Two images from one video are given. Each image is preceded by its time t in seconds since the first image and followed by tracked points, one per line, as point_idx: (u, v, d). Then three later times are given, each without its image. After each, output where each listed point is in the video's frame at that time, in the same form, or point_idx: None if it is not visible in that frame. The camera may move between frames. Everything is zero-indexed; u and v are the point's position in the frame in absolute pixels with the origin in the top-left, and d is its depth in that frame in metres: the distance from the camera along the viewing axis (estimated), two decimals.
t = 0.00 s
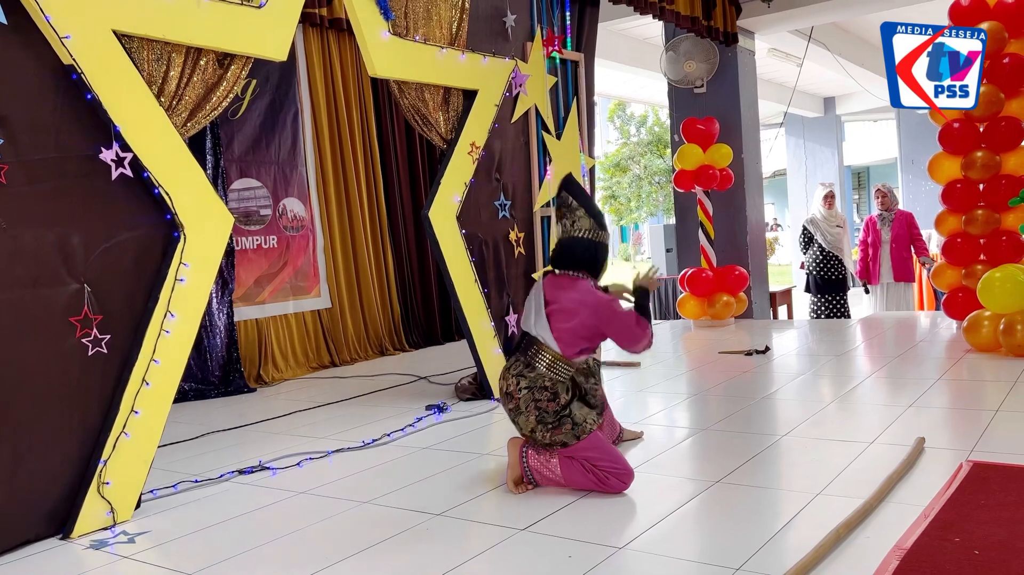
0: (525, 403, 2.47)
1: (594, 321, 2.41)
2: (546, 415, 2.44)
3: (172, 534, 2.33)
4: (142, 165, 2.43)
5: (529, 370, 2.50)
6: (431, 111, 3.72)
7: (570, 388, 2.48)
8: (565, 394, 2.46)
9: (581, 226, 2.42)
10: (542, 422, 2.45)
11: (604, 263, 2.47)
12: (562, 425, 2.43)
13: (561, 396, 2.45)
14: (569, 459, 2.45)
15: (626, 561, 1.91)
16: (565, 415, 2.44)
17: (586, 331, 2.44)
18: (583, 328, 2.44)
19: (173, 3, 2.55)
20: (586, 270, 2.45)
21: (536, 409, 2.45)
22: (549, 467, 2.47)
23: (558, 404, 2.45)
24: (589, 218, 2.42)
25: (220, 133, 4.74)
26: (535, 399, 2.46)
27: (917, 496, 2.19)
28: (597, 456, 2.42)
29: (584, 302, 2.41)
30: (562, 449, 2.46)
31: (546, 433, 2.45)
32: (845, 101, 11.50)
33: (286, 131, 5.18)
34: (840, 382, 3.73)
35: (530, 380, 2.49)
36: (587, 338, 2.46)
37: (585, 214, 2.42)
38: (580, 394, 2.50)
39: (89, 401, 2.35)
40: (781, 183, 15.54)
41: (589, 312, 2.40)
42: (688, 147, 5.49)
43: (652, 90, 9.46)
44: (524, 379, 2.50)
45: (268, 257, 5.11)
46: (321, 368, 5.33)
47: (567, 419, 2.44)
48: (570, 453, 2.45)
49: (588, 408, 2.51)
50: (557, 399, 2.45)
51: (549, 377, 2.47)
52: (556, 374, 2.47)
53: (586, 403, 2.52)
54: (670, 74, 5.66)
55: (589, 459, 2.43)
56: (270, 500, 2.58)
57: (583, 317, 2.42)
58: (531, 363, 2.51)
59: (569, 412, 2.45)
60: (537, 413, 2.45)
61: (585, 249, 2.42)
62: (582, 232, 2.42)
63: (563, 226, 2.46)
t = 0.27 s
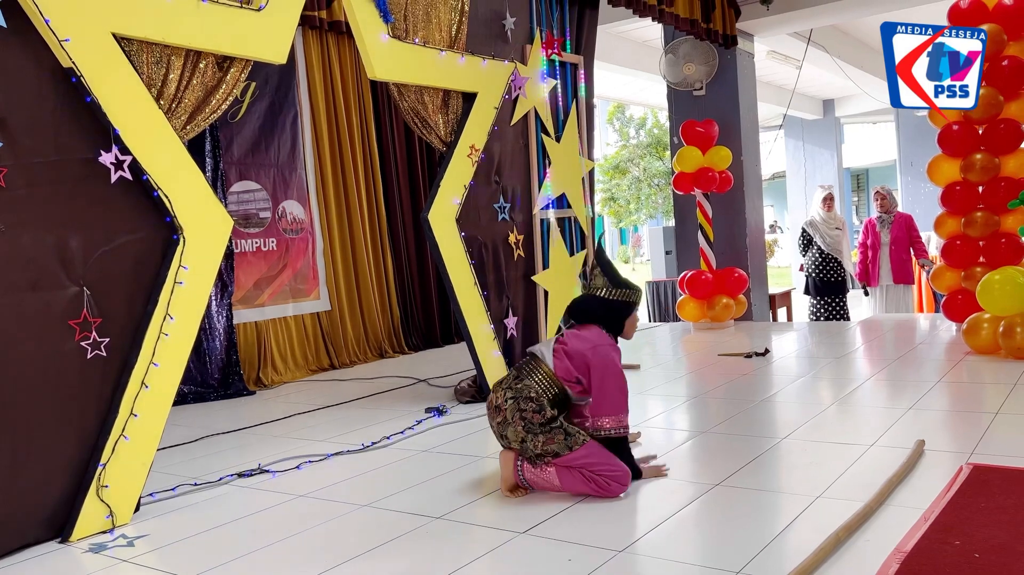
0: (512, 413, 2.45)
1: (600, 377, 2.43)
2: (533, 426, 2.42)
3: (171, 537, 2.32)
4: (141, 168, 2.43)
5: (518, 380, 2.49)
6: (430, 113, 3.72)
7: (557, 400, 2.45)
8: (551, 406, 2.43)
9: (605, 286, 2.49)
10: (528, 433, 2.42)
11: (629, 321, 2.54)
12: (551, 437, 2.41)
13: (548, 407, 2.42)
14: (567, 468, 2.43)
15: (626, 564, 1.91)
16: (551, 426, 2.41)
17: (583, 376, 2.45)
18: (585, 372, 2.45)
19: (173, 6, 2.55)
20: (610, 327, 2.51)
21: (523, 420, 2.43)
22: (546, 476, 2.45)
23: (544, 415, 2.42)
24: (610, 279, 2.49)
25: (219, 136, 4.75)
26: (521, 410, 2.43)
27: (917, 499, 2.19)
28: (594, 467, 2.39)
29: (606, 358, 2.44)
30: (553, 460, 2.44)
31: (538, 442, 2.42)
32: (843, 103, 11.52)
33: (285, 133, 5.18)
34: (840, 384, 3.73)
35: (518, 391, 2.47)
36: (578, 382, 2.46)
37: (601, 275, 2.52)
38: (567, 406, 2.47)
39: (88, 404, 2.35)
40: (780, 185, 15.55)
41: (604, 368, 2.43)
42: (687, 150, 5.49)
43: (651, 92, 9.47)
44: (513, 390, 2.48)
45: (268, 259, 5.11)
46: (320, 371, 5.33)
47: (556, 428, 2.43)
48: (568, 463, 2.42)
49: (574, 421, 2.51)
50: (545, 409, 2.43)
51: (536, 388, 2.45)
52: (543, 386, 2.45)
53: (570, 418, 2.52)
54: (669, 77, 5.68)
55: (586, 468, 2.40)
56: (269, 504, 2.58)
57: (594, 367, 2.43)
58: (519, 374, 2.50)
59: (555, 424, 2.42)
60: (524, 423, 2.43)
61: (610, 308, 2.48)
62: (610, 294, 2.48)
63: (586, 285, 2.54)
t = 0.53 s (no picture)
0: (513, 408, 2.49)
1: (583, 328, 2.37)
2: (535, 420, 2.44)
3: (170, 540, 2.32)
4: (141, 171, 2.43)
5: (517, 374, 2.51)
6: (430, 116, 3.72)
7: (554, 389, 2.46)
8: (549, 395, 2.44)
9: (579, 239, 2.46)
10: (532, 429, 2.44)
11: (602, 272, 2.49)
12: (553, 432, 2.42)
13: (545, 398, 2.44)
14: (568, 467, 2.44)
15: (626, 567, 1.90)
16: (552, 418, 2.42)
17: (571, 337, 2.41)
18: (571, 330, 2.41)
19: (173, 8, 2.55)
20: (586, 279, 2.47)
21: (524, 415, 2.46)
22: (548, 474, 2.46)
23: (543, 406, 2.43)
24: (581, 231, 2.47)
25: (219, 138, 4.75)
26: (521, 405, 2.46)
27: (917, 501, 2.19)
28: (597, 465, 2.40)
29: (574, 306, 2.38)
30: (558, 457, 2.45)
31: (539, 438, 2.44)
32: (842, 105, 11.53)
33: (285, 136, 5.19)
34: (839, 387, 3.73)
35: (515, 386, 2.50)
36: (572, 344, 2.43)
37: (570, 228, 2.50)
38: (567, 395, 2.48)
39: (88, 406, 2.35)
40: (780, 187, 15.57)
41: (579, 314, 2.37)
42: (687, 152, 5.49)
43: (651, 94, 9.48)
44: (512, 385, 2.52)
45: (267, 262, 5.11)
46: (319, 373, 5.32)
47: (557, 423, 2.43)
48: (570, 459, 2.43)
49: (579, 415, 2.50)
50: (543, 402, 2.44)
51: (532, 381, 2.46)
52: (540, 378, 2.46)
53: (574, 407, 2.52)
54: (668, 79, 5.67)
55: (588, 468, 2.41)
56: (269, 506, 2.58)
57: (572, 322, 2.38)
58: (518, 368, 2.53)
59: (555, 415, 2.43)
60: (526, 418, 2.45)
61: (583, 259, 2.45)
62: (581, 245, 2.45)
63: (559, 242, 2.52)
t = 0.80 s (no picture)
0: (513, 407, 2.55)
1: (551, 301, 2.38)
2: (529, 420, 2.48)
3: (170, 543, 2.32)
4: (141, 173, 2.43)
5: (518, 373, 2.56)
6: (430, 118, 3.73)
7: (548, 388, 2.46)
8: (539, 395, 2.46)
9: (550, 223, 2.47)
10: (527, 430, 2.50)
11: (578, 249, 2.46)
12: (545, 433, 2.45)
13: (537, 398, 2.47)
14: (568, 468, 2.44)
15: (626, 569, 1.91)
16: (541, 419, 2.45)
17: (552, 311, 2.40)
18: (547, 316, 2.41)
19: (172, 11, 2.55)
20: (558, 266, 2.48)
21: (521, 415, 2.51)
22: (547, 475, 2.46)
23: (535, 406, 2.47)
24: (551, 216, 2.48)
25: (219, 141, 4.75)
26: (518, 405, 2.52)
27: (916, 503, 2.19)
28: (598, 467, 2.40)
29: (530, 297, 2.41)
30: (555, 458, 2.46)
31: (535, 437, 2.48)
32: (842, 108, 11.54)
33: (285, 138, 5.19)
34: (839, 389, 3.74)
35: (514, 385, 2.56)
36: (557, 321, 2.43)
37: (541, 219, 2.52)
38: (561, 395, 2.45)
39: (88, 408, 2.35)
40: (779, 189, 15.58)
41: (538, 299, 2.39)
42: (687, 154, 5.50)
43: (650, 97, 9.49)
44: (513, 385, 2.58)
45: (267, 264, 5.12)
46: (319, 375, 5.32)
47: (550, 424, 2.44)
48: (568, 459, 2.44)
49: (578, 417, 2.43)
50: (535, 402, 2.47)
51: (525, 381, 2.51)
52: (532, 378, 2.49)
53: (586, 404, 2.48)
54: (668, 81, 5.67)
55: (588, 469, 2.42)
56: (268, 509, 2.58)
57: (541, 309, 2.39)
58: (518, 367, 2.58)
59: (546, 416, 2.44)
60: (523, 418, 2.51)
61: (555, 242, 2.44)
62: (552, 229, 2.46)
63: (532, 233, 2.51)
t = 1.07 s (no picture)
0: (517, 403, 2.56)
1: (540, 292, 2.37)
2: (532, 418, 2.50)
3: (168, 546, 2.32)
4: (140, 177, 2.44)
5: (524, 369, 2.55)
6: (429, 122, 3.73)
7: (553, 387, 2.47)
8: (544, 393, 2.47)
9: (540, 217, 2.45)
10: (529, 427, 2.51)
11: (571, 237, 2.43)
12: (547, 431, 2.46)
13: (541, 396, 2.47)
14: (567, 469, 2.45)
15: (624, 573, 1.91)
16: (545, 417, 2.46)
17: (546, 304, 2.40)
18: (545, 306, 2.40)
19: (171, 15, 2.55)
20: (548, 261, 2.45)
21: (525, 411, 2.52)
22: (546, 477, 2.46)
23: (539, 404, 2.48)
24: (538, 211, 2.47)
25: (218, 144, 4.76)
26: (522, 401, 2.52)
27: (914, 506, 2.19)
28: (600, 470, 2.40)
29: (521, 289, 2.42)
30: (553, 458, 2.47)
31: (536, 435, 2.49)
32: (841, 111, 11.56)
33: (284, 141, 5.20)
34: (838, 392, 3.74)
35: (519, 381, 2.55)
36: (555, 309, 2.42)
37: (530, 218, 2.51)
38: (566, 394, 2.47)
39: (86, 412, 2.35)
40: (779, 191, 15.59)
41: (527, 291, 2.40)
42: (686, 157, 5.51)
43: (650, 100, 9.51)
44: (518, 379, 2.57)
45: (266, 267, 5.12)
46: (318, 378, 5.32)
47: (552, 423, 2.46)
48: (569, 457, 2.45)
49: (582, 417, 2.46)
50: (540, 400, 2.48)
51: (531, 377, 2.50)
52: (538, 374, 2.49)
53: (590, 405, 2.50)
54: (666, 84, 5.66)
55: (588, 472, 2.42)
56: (267, 512, 2.57)
57: (534, 301, 2.40)
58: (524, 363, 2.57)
59: (550, 415, 2.46)
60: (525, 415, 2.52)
61: (547, 236, 2.42)
62: (543, 222, 2.43)
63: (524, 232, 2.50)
